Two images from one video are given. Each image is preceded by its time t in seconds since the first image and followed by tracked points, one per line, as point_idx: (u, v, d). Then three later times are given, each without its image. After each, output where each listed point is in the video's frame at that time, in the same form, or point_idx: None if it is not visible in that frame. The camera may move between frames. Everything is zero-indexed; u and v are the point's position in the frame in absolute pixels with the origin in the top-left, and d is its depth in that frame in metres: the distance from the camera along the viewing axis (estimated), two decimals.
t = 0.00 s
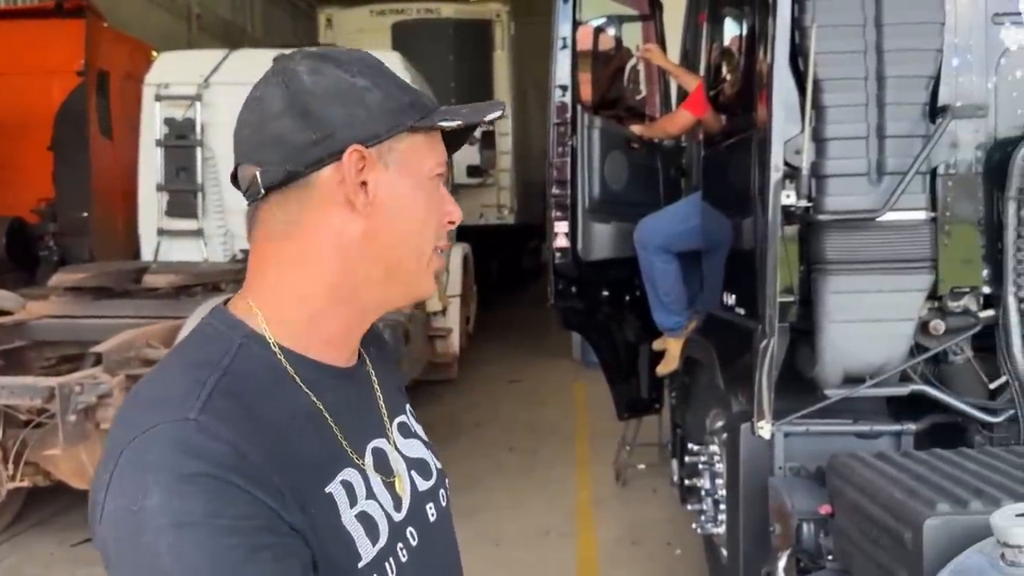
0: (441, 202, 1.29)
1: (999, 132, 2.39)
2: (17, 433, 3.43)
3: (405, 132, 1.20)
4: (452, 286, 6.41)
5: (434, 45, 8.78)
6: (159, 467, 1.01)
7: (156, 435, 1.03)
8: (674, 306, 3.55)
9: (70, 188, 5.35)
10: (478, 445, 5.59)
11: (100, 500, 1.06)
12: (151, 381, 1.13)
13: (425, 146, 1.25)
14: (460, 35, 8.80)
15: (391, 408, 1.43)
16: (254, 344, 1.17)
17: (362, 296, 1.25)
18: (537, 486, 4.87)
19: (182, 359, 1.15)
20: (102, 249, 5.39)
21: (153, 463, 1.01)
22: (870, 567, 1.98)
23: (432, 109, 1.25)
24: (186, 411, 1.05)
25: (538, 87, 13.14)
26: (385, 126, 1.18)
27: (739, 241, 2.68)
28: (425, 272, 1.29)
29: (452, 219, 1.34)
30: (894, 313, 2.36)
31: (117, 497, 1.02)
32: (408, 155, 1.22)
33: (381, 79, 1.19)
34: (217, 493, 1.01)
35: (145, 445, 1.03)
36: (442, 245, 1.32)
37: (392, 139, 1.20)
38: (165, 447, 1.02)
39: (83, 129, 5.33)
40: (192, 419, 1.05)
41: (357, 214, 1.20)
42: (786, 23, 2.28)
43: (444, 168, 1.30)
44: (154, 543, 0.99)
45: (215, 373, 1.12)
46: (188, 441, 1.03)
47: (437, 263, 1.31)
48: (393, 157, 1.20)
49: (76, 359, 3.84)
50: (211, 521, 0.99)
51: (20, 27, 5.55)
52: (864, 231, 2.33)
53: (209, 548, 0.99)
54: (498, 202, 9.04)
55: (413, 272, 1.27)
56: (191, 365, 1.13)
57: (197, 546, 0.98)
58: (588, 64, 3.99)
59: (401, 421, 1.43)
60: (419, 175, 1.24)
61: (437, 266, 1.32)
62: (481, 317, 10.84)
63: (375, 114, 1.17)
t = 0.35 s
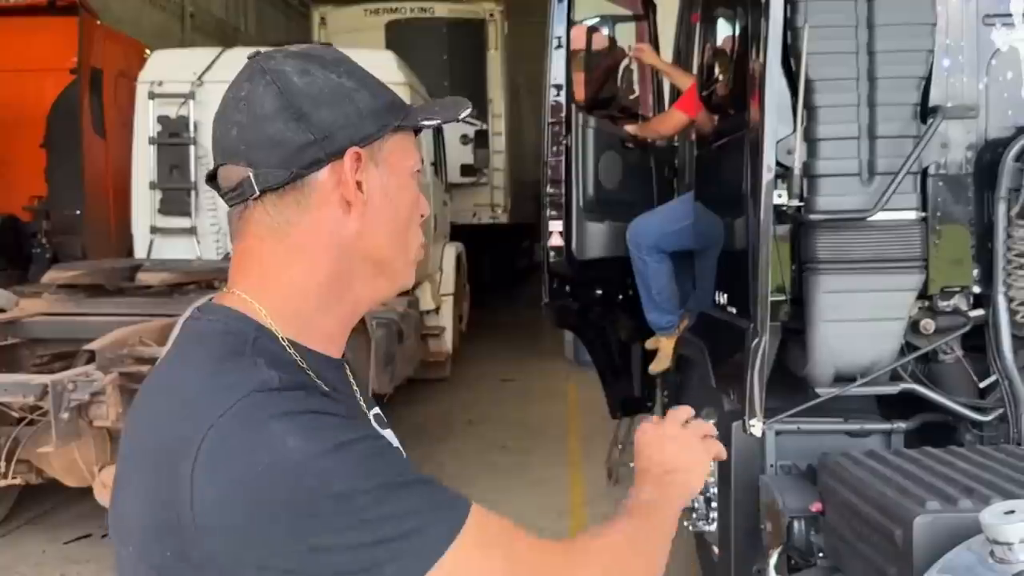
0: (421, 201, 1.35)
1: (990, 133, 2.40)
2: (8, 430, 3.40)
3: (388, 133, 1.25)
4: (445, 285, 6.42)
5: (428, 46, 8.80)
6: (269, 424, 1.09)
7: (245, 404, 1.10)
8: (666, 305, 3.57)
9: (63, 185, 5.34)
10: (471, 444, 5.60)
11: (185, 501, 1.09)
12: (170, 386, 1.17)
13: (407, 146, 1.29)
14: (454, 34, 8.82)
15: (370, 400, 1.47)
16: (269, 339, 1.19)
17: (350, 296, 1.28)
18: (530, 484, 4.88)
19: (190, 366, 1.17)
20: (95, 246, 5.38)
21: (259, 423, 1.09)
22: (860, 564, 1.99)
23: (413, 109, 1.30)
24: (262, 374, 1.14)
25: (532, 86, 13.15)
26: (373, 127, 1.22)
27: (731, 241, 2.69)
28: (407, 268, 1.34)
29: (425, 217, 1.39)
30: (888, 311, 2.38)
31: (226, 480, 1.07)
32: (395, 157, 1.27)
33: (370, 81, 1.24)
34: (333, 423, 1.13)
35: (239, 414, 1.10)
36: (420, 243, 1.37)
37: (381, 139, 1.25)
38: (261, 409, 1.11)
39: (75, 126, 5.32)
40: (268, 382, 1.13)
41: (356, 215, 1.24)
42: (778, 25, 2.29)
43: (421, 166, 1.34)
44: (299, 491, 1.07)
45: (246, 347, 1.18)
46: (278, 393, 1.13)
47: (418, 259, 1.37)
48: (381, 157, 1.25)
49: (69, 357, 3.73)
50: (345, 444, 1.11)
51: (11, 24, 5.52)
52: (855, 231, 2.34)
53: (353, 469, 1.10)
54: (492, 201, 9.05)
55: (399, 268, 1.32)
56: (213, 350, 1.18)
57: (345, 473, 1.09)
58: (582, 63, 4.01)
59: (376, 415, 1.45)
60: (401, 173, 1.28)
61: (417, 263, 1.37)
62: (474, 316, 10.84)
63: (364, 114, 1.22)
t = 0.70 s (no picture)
0: (390, 216, 1.19)
1: (987, 133, 2.41)
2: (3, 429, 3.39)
3: (299, 169, 1.14)
4: (442, 284, 6.41)
5: (425, 45, 8.80)
6: (337, 349, 1.10)
7: (302, 352, 1.10)
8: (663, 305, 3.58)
9: (60, 183, 5.34)
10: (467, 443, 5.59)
11: (281, 445, 1.06)
12: (194, 378, 1.14)
13: (342, 172, 1.16)
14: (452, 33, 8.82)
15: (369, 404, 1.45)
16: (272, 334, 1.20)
17: (323, 312, 1.25)
18: (526, 484, 4.88)
19: (190, 352, 1.17)
20: (93, 245, 5.37)
21: (326, 355, 1.09)
22: (858, 565, 1.99)
23: (333, 132, 1.13)
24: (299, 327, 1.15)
25: (529, 85, 13.15)
26: (274, 166, 1.14)
27: (728, 241, 2.69)
28: (387, 287, 1.22)
29: (424, 224, 1.22)
30: (883, 311, 2.38)
31: (315, 412, 1.05)
32: (315, 189, 1.16)
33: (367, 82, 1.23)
34: (386, 341, 1.14)
35: (305, 353, 1.10)
36: (411, 257, 1.22)
37: (289, 178, 1.15)
38: (322, 349, 1.10)
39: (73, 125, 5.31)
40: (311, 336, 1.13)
41: (285, 250, 1.21)
42: (777, 26, 2.29)
43: (388, 181, 1.19)
44: (392, 393, 1.08)
45: (263, 336, 1.14)
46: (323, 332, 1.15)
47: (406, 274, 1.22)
48: (296, 193, 1.16)
49: (64, 357, 3.73)
50: (406, 350, 1.13)
51: (7, 23, 5.51)
52: (852, 232, 2.34)
53: (418, 362, 1.11)
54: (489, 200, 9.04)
55: (364, 292, 1.22)
56: (244, 330, 1.16)
57: (421, 365, 1.11)
58: (581, 64, 4.06)
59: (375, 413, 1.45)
60: (328, 208, 1.17)
61: (408, 276, 1.23)
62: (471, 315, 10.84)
63: (264, 152, 1.14)
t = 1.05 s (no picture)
0: (366, 223, 1.17)
1: (990, 133, 2.40)
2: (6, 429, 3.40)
3: (277, 169, 1.16)
4: (444, 283, 6.42)
5: (426, 45, 8.80)
6: (281, 383, 1.07)
7: (251, 370, 1.09)
8: (665, 305, 3.59)
9: (61, 183, 5.34)
10: (468, 443, 5.59)
11: (198, 457, 1.06)
12: (172, 376, 1.17)
13: (315, 175, 1.15)
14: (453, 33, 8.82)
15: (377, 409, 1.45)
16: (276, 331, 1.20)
17: (320, 317, 1.24)
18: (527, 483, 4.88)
19: (193, 337, 1.21)
20: (93, 244, 5.37)
21: (270, 386, 1.07)
22: (860, 564, 1.99)
23: (307, 133, 1.11)
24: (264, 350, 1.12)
25: (530, 84, 13.13)
26: (257, 164, 1.15)
27: (731, 241, 2.70)
28: (368, 296, 1.20)
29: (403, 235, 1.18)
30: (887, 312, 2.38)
31: (238, 435, 1.04)
32: (295, 189, 1.17)
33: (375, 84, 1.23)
34: (342, 393, 1.08)
35: (252, 378, 1.08)
36: (394, 267, 1.19)
37: (271, 177, 1.17)
38: (273, 373, 1.08)
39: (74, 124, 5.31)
40: (276, 360, 1.11)
41: (274, 247, 1.23)
42: (780, 26, 2.29)
43: (360, 188, 1.16)
44: (304, 448, 1.02)
45: (240, 339, 1.16)
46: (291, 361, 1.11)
47: (389, 285, 1.19)
48: (279, 191, 1.18)
49: (67, 356, 3.74)
50: (352, 409, 1.06)
51: (7, 23, 5.51)
52: (854, 232, 2.35)
53: (364, 429, 1.04)
54: (489, 199, 9.04)
55: (346, 298, 1.21)
56: (229, 331, 1.18)
57: (353, 432, 1.04)
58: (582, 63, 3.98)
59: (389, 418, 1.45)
60: (304, 208, 1.17)
61: (391, 288, 1.19)
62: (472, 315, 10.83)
63: (251, 148, 1.16)
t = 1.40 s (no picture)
0: (366, 214, 1.16)
1: (997, 131, 2.39)
2: (10, 428, 3.40)
3: (280, 166, 1.15)
4: (447, 281, 6.41)
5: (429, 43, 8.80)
6: (219, 465, 0.96)
7: (226, 425, 0.99)
8: (671, 304, 3.55)
9: (64, 182, 5.34)
10: (471, 441, 5.59)
11: (142, 470, 1.01)
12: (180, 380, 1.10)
13: (315, 167, 1.15)
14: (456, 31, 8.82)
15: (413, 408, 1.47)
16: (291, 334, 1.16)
17: (330, 316, 1.20)
18: (532, 482, 4.88)
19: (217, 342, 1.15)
20: (96, 244, 5.38)
21: (221, 455, 0.97)
22: (866, 563, 1.99)
23: (303, 124, 1.10)
24: (251, 410, 1.01)
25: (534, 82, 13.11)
26: (261, 161, 1.15)
27: (736, 239, 2.69)
28: (373, 289, 1.19)
29: (403, 227, 1.18)
30: (892, 311, 2.37)
31: (170, 487, 0.97)
32: (298, 184, 1.16)
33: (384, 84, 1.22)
34: (268, 505, 0.97)
35: (212, 440, 0.98)
36: (395, 259, 1.18)
37: (276, 173, 1.16)
38: (240, 441, 0.98)
39: (77, 123, 5.32)
40: (261, 419, 1.00)
41: (283, 247, 1.21)
42: (785, 24, 2.28)
43: (357, 181, 1.16)
44: (171, 544, 0.95)
45: (239, 361, 1.09)
46: (260, 444, 0.98)
47: (392, 277, 1.18)
48: (283, 187, 1.17)
49: (71, 356, 3.74)
50: (248, 536, 0.96)
51: (9, 24, 5.54)
52: (861, 232, 2.35)
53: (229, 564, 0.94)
54: (492, 197, 9.04)
55: (351, 293, 1.19)
56: (245, 355, 1.09)
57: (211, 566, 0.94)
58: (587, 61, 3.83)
59: (418, 422, 1.45)
60: (306, 203, 1.16)
61: (394, 279, 1.18)
62: (475, 313, 10.83)
63: (256, 146, 1.15)
